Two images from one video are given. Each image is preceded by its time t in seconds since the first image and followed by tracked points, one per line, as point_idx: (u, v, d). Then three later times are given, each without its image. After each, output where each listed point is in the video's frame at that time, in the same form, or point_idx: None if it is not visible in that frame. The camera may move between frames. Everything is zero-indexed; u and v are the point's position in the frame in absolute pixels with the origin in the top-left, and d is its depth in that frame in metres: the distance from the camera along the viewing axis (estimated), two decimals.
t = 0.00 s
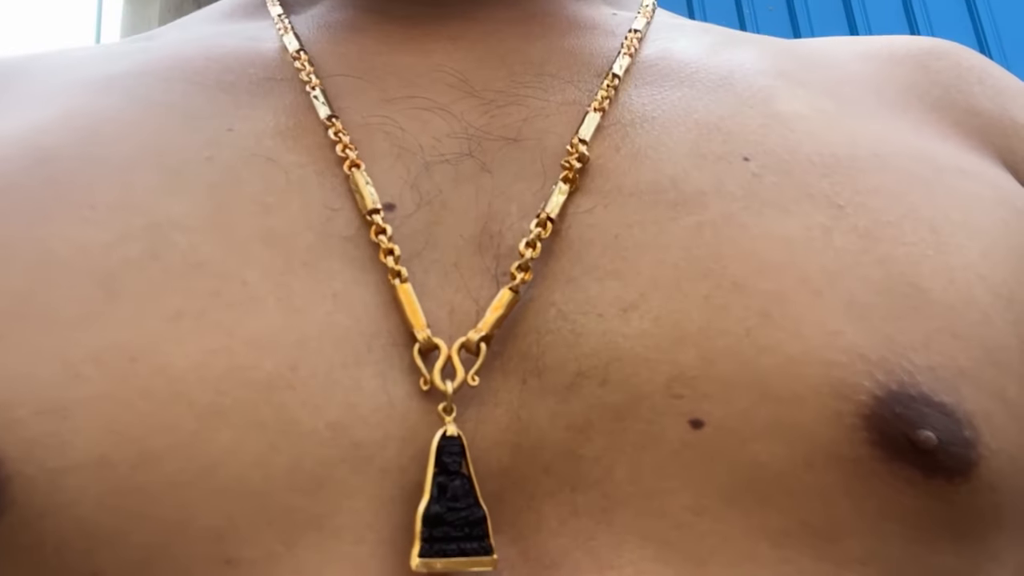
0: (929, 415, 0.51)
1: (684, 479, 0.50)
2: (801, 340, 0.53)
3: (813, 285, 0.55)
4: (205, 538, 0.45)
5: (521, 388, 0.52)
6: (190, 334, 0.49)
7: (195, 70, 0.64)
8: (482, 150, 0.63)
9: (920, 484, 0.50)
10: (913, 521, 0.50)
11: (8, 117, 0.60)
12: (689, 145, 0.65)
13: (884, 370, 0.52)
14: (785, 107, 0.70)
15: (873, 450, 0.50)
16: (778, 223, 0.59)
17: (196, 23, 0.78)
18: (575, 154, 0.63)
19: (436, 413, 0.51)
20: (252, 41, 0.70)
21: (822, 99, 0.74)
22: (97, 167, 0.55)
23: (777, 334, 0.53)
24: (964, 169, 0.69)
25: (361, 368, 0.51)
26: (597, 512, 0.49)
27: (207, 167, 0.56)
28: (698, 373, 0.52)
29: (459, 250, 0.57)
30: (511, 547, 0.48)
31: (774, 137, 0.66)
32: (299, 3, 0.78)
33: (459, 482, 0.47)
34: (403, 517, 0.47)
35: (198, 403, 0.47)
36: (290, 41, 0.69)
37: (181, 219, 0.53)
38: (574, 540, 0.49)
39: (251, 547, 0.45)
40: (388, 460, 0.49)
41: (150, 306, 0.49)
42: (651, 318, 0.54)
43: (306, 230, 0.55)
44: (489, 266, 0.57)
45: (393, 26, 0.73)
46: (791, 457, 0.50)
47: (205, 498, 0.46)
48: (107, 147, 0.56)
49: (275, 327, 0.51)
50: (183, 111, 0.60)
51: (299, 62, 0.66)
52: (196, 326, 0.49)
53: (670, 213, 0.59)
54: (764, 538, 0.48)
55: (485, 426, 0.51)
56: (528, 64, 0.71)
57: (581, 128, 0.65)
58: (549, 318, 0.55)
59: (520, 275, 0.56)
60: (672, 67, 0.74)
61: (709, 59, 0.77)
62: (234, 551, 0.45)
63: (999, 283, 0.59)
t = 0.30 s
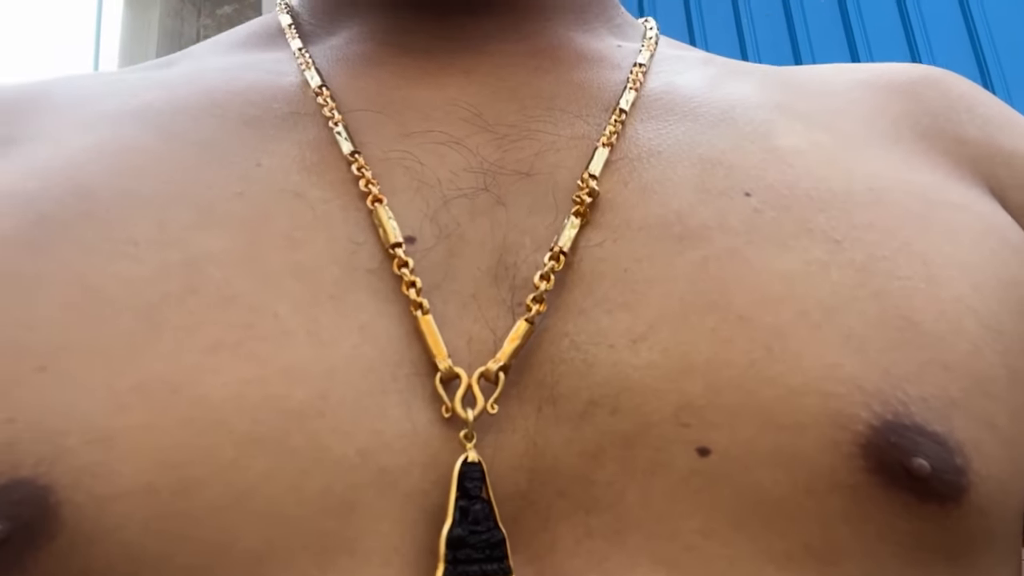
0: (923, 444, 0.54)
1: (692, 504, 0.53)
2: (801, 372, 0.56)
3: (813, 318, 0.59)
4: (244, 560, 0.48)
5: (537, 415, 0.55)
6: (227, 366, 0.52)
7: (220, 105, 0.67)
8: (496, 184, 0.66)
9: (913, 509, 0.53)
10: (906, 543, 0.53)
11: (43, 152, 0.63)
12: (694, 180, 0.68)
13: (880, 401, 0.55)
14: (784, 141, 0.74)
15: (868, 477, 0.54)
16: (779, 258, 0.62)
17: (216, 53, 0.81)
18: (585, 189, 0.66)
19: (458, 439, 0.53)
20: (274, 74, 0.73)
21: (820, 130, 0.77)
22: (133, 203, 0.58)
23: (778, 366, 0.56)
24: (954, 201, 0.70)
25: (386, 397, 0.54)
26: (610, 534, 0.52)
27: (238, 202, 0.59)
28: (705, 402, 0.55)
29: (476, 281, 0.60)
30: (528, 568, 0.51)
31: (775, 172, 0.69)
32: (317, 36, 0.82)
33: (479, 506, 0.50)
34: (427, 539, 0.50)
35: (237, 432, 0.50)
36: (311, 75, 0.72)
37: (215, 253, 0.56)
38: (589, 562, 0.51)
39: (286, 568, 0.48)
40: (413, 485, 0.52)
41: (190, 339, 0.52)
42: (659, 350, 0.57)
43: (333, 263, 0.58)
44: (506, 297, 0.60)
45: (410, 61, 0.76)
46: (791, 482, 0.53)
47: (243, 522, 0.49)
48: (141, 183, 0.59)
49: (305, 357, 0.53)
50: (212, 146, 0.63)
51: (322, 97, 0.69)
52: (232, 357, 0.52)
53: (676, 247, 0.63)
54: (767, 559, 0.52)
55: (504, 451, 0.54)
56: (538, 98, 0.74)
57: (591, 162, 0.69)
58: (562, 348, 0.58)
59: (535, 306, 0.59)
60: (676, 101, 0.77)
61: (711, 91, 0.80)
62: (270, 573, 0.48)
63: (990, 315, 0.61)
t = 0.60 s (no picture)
0: (899, 466, 0.58)
1: (683, 521, 0.56)
2: (784, 397, 0.60)
3: (795, 345, 0.63)
4: None
5: (536, 437, 0.59)
6: (245, 391, 0.55)
7: (234, 135, 0.71)
8: (497, 214, 0.69)
9: (888, 527, 0.57)
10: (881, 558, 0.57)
11: (64, 183, 0.66)
12: (684, 211, 0.71)
13: (858, 425, 0.59)
14: (768, 171, 0.77)
15: (847, 496, 0.57)
16: (763, 287, 0.66)
17: (224, 80, 0.84)
18: (582, 220, 0.70)
19: (462, 460, 0.57)
20: (284, 106, 0.77)
21: (803, 160, 0.80)
22: (153, 233, 0.61)
23: (763, 391, 0.60)
24: (929, 228, 0.73)
25: (395, 419, 0.57)
26: (606, 550, 0.55)
27: (252, 232, 0.62)
28: (695, 425, 0.59)
29: (478, 307, 0.63)
30: None
31: (760, 203, 0.73)
32: (324, 66, 0.86)
33: (482, 523, 0.53)
34: (435, 555, 0.53)
35: (255, 455, 0.53)
36: (319, 107, 0.76)
37: (232, 282, 0.59)
38: None
39: None
40: (421, 503, 0.55)
41: (211, 366, 0.55)
42: (652, 374, 0.60)
43: (343, 291, 0.61)
44: (506, 322, 0.63)
45: (413, 92, 0.80)
46: (775, 501, 0.57)
47: (261, 540, 0.51)
48: (161, 213, 0.62)
49: (319, 382, 0.56)
50: (227, 176, 0.66)
51: (330, 129, 0.73)
52: (250, 383, 0.55)
53: (667, 276, 0.66)
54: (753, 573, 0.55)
55: (506, 471, 0.57)
56: (536, 128, 0.78)
57: (587, 194, 0.72)
58: (560, 372, 0.61)
59: (535, 332, 0.62)
60: (667, 132, 0.81)
61: (700, 121, 0.84)
62: None
63: (963, 341, 0.65)
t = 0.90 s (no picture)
0: (873, 471, 0.63)
1: (672, 521, 0.60)
2: (766, 405, 0.64)
3: (777, 356, 0.67)
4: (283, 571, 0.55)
5: (536, 441, 0.63)
6: (266, 398, 0.59)
7: (250, 155, 0.76)
8: (500, 230, 0.73)
9: (863, 527, 0.61)
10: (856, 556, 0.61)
11: (92, 199, 0.71)
12: (674, 229, 0.76)
13: (835, 432, 0.64)
14: (754, 190, 0.82)
15: (825, 499, 0.62)
16: (748, 302, 0.70)
17: (237, 98, 0.90)
18: (579, 237, 0.74)
19: (467, 463, 0.61)
20: (297, 126, 0.82)
21: (787, 178, 0.85)
22: (178, 248, 0.66)
23: (746, 400, 0.65)
24: (903, 245, 0.78)
25: (404, 425, 0.61)
26: (601, 547, 0.60)
27: (271, 248, 0.67)
28: (684, 431, 0.63)
29: (482, 318, 0.68)
30: None
31: (746, 221, 0.78)
32: (334, 87, 0.92)
33: (485, 522, 0.57)
34: (442, 552, 0.57)
35: (276, 458, 0.57)
36: (331, 127, 0.82)
37: (255, 294, 0.64)
38: (583, 571, 0.59)
39: None
40: (430, 503, 0.59)
41: (233, 374, 0.60)
42: (644, 383, 0.65)
43: (357, 303, 0.66)
44: (507, 333, 0.67)
45: (418, 113, 0.85)
46: (758, 502, 0.61)
47: (281, 538, 0.56)
48: (185, 229, 0.68)
49: (334, 390, 0.60)
50: (245, 194, 0.71)
51: (343, 148, 0.79)
52: (271, 391, 0.59)
53: (659, 290, 0.71)
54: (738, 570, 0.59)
55: (508, 473, 0.61)
56: (535, 147, 0.82)
57: (583, 212, 0.77)
58: (559, 380, 0.65)
59: (535, 342, 0.66)
60: (658, 152, 0.86)
61: (690, 140, 0.89)
62: None
63: (934, 353, 0.70)
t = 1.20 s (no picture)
0: (851, 476, 0.67)
1: (663, 521, 0.64)
2: (751, 412, 0.69)
3: (762, 366, 0.71)
4: (297, 567, 0.58)
5: (536, 445, 0.66)
6: (282, 403, 0.63)
7: (265, 170, 0.82)
8: (501, 244, 0.77)
9: (842, 528, 0.65)
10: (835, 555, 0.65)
11: (113, 212, 0.76)
12: (666, 244, 0.80)
13: (815, 439, 0.68)
14: (742, 207, 0.86)
15: (806, 502, 0.66)
16: (734, 314, 0.75)
17: (249, 117, 0.95)
18: (576, 251, 0.78)
19: (469, 466, 0.64)
20: (307, 142, 0.88)
21: (774, 196, 0.89)
22: (197, 260, 0.71)
23: (733, 407, 0.69)
24: (882, 259, 0.82)
25: (411, 429, 0.65)
26: (596, 546, 0.63)
27: (285, 260, 0.72)
28: (675, 436, 0.67)
29: (484, 328, 0.71)
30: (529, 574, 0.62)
31: (734, 237, 0.82)
32: (340, 103, 0.97)
33: (487, 522, 0.61)
34: (447, 550, 0.61)
35: (291, 460, 0.61)
36: (340, 144, 0.87)
37: (270, 304, 0.68)
38: (580, 568, 0.62)
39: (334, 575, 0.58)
40: (435, 503, 0.62)
41: (251, 381, 0.64)
42: (637, 391, 0.69)
43: (367, 314, 0.70)
44: (508, 342, 0.71)
45: (423, 129, 0.90)
46: (743, 504, 0.65)
47: (295, 535, 0.59)
48: (204, 243, 0.73)
49: (345, 396, 0.64)
50: (261, 208, 0.77)
51: (352, 165, 0.84)
52: (287, 396, 0.64)
53: (651, 303, 0.74)
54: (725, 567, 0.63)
55: (509, 476, 0.65)
56: (534, 164, 0.87)
57: (581, 228, 0.81)
58: (557, 387, 0.69)
59: (535, 351, 0.70)
60: (651, 170, 0.90)
61: (681, 158, 0.93)
62: None
63: (909, 364, 0.74)
